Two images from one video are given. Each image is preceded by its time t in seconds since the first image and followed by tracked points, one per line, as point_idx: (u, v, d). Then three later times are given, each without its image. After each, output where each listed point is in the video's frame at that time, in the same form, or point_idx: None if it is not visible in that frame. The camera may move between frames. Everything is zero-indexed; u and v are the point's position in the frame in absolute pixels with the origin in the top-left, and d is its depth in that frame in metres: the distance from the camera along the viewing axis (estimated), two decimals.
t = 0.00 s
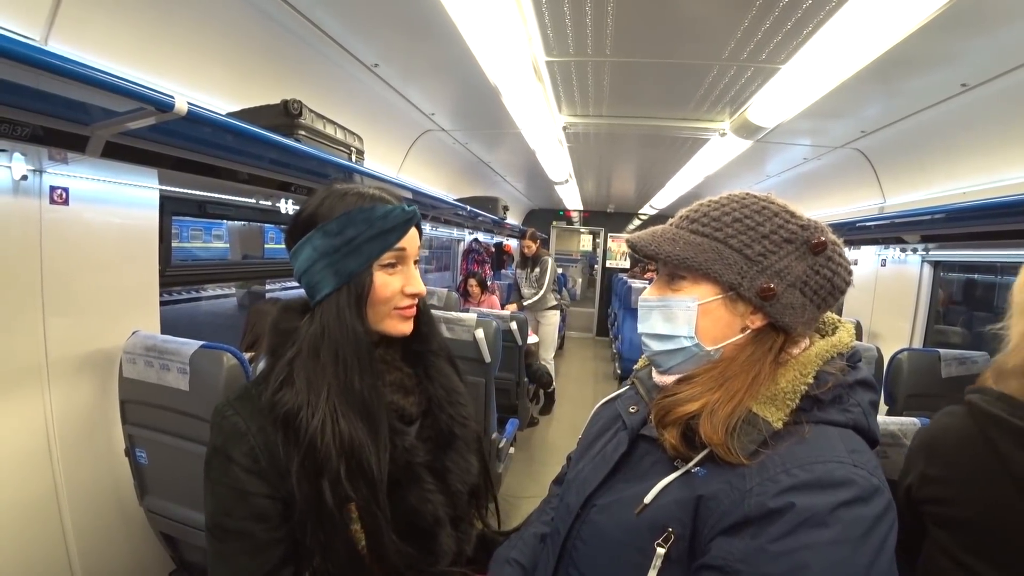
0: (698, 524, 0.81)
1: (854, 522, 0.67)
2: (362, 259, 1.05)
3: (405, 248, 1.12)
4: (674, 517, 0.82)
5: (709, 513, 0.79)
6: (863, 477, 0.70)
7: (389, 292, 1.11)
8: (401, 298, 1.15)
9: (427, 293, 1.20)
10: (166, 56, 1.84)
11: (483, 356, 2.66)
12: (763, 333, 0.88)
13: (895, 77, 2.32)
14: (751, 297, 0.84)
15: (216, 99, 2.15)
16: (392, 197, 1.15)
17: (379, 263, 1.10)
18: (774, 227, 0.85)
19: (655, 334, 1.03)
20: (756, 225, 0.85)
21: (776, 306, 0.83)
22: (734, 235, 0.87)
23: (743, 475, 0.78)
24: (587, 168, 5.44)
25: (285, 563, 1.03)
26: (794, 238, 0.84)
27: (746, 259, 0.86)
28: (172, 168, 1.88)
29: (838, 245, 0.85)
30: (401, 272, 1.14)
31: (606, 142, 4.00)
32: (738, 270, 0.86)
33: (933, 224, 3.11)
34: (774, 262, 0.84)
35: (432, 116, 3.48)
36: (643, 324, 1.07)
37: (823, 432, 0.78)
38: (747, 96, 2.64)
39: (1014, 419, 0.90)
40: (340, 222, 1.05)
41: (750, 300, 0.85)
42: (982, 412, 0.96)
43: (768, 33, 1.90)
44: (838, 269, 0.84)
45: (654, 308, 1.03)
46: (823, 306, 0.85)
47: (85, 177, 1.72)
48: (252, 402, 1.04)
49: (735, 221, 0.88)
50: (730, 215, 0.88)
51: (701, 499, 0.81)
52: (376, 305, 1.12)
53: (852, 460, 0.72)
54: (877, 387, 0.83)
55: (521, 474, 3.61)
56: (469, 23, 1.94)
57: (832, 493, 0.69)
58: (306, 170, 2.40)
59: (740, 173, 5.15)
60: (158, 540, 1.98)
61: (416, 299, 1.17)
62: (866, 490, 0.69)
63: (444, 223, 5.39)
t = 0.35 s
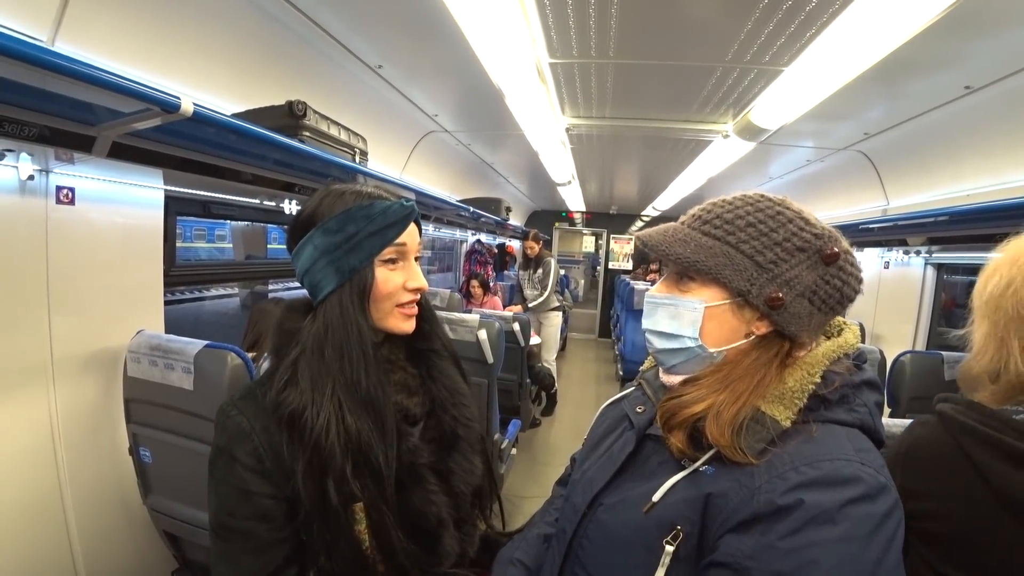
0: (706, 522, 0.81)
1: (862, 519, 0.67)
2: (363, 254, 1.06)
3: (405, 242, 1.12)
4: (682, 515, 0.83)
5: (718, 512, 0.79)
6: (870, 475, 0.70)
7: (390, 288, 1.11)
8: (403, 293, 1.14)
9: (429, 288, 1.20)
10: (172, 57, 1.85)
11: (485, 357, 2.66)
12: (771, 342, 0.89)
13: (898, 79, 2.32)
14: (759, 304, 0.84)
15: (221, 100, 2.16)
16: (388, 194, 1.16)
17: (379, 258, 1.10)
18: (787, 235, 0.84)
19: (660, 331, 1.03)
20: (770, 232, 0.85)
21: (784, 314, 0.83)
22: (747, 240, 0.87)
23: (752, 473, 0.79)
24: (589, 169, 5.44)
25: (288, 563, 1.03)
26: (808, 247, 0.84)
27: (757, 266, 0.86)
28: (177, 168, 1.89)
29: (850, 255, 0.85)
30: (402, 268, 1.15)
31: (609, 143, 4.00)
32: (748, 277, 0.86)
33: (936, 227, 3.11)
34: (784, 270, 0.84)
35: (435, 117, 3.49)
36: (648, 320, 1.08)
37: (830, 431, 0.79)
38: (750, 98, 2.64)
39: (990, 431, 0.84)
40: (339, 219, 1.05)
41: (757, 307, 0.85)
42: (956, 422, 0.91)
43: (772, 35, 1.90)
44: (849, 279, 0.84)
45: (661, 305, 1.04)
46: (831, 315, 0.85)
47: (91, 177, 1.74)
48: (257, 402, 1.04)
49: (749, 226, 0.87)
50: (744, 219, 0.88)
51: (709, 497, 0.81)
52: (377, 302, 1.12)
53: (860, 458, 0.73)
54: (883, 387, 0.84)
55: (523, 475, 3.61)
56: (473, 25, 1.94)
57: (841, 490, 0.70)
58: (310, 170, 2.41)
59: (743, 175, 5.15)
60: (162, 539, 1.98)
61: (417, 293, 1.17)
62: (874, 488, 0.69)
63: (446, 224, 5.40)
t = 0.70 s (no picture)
0: (717, 519, 0.82)
1: (872, 516, 0.67)
2: (375, 261, 1.06)
3: (417, 250, 1.13)
4: (693, 512, 0.83)
5: (729, 509, 0.79)
6: (880, 473, 0.70)
7: (402, 294, 1.12)
8: (414, 300, 1.15)
9: (438, 296, 1.21)
10: (180, 59, 1.87)
11: (490, 358, 2.67)
12: (768, 368, 0.88)
13: (905, 81, 2.31)
14: (765, 347, 0.84)
15: (228, 101, 2.17)
16: (405, 199, 1.17)
17: (391, 265, 1.11)
18: (806, 281, 0.80)
19: (665, 347, 1.06)
20: (787, 276, 0.81)
21: (791, 358, 0.83)
22: (762, 280, 0.83)
23: (761, 471, 0.79)
24: (593, 171, 5.44)
25: (296, 561, 1.04)
26: (828, 293, 0.79)
27: (770, 308, 0.83)
28: (184, 169, 1.90)
29: (875, 296, 0.80)
30: (413, 274, 1.15)
31: (614, 145, 4.00)
32: (757, 319, 0.84)
33: (942, 229, 3.09)
34: (798, 316, 0.81)
35: (440, 119, 3.50)
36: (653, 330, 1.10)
37: (839, 430, 0.79)
38: (754, 99, 2.64)
39: (951, 440, 0.97)
40: (354, 223, 1.06)
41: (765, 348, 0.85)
42: (922, 436, 1.04)
43: (777, 37, 1.90)
44: (868, 321, 0.81)
45: (666, 320, 1.06)
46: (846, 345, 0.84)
47: (99, 177, 1.75)
48: (267, 402, 1.05)
49: (766, 264, 0.83)
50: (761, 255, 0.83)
51: (721, 493, 0.81)
52: (388, 308, 1.12)
53: (868, 456, 0.73)
54: (889, 389, 0.85)
55: (526, 476, 3.61)
56: (480, 27, 1.95)
57: (851, 487, 0.70)
58: (316, 171, 2.42)
59: (747, 176, 5.14)
60: (168, 537, 1.99)
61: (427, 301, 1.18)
62: (884, 485, 0.70)
63: (450, 225, 5.41)
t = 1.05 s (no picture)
0: (715, 524, 0.81)
1: (870, 521, 0.67)
2: (377, 266, 1.06)
3: (418, 253, 1.12)
4: (691, 517, 0.83)
5: (727, 515, 0.79)
6: (877, 477, 0.70)
7: (405, 298, 1.12)
8: (417, 304, 1.15)
9: (443, 298, 1.21)
10: (181, 62, 1.87)
11: (491, 360, 2.67)
12: (772, 366, 0.87)
13: (905, 81, 2.31)
14: (766, 339, 0.84)
15: (229, 104, 2.18)
16: (405, 202, 1.16)
17: (393, 271, 1.10)
18: (805, 269, 0.81)
19: (664, 347, 1.05)
20: (786, 264, 0.81)
21: (792, 350, 0.83)
22: (761, 270, 0.84)
23: (759, 476, 0.79)
24: (594, 172, 5.44)
25: (298, 564, 1.04)
26: (826, 282, 0.80)
27: (770, 299, 0.83)
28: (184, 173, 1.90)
29: (869, 287, 0.82)
30: (416, 278, 1.15)
31: (615, 146, 4.01)
32: (758, 311, 0.84)
33: (943, 229, 3.09)
34: (798, 306, 0.81)
35: (441, 121, 3.50)
36: (651, 331, 1.09)
37: (836, 433, 0.79)
38: (755, 100, 2.64)
39: (931, 447, 0.97)
40: (354, 230, 1.05)
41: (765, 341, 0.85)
42: (903, 445, 1.03)
43: (777, 38, 1.90)
44: (864, 312, 0.82)
45: (665, 319, 1.04)
46: (843, 337, 0.85)
47: (100, 181, 1.75)
48: (270, 404, 1.05)
49: (764, 254, 0.84)
50: (759, 246, 0.84)
51: (718, 499, 0.81)
52: (391, 312, 1.13)
53: (866, 460, 0.73)
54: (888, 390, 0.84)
55: (528, 478, 3.60)
56: (479, 29, 1.95)
57: (848, 492, 0.70)
58: (317, 174, 2.42)
59: (749, 177, 5.14)
60: (170, 540, 1.99)
61: (430, 304, 1.17)
62: (881, 489, 0.70)
63: (451, 226, 5.41)
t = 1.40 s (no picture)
0: (715, 525, 0.81)
1: (869, 521, 0.68)
2: (373, 274, 1.06)
3: (414, 260, 1.13)
4: (691, 518, 0.83)
5: (727, 516, 0.79)
6: (876, 478, 0.71)
7: (402, 305, 1.13)
8: (414, 310, 1.16)
9: (439, 304, 1.22)
10: (179, 66, 1.87)
11: (490, 361, 2.67)
12: (786, 335, 0.90)
13: (902, 81, 2.31)
14: (781, 296, 0.84)
15: (227, 108, 2.18)
16: (399, 206, 1.16)
17: (389, 278, 1.11)
18: (797, 233, 0.87)
19: (677, 329, 1.01)
20: (782, 228, 0.87)
21: (802, 307, 0.84)
22: (762, 236, 0.87)
23: (759, 477, 0.79)
24: (593, 173, 5.45)
25: (298, 566, 1.04)
26: (815, 245, 0.87)
27: (776, 261, 0.86)
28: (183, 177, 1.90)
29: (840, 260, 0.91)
30: (412, 285, 1.16)
31: (613, 147, 4.01)
32: (769, 271, 0.85)
33: (941, 227, 3.09)
34: (799, 265, 0.85)
35: (439, 123, 3.50)
36: (664, 322, 1.06)
37: (835, 433, 0.79)
38: (753, 100, 2.64)
39: (926, 446, 0.95)
40: (350, 237, 1.05)
41: (779, 301, 0.85)
42: (897, 443, 1.00)
43: (774, 38, 1.90)
44: (840, 281, 0.89)
45: (676, 306, 1.03)
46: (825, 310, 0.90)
47: (99, 185, 1.76)
48: (267, 407, 1.05)
49: (761, 223, 0.88)
50: (756, 218, 0.89)
51: (718, 501, 0.81)
52: (389, 319, 1.14)
53: (865, 460, 0.73)
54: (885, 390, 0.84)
55: (528, 479, 3.60)
56: (476, 32, 1.96)
57: (847, 493, 0.70)
58: (315, 177, 2.42)
59: (747, 177, 5.15)
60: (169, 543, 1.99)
61: (427, 309, 1.19)
62: (880, 490, 0.70)
63: (450, 228, 5.41)
